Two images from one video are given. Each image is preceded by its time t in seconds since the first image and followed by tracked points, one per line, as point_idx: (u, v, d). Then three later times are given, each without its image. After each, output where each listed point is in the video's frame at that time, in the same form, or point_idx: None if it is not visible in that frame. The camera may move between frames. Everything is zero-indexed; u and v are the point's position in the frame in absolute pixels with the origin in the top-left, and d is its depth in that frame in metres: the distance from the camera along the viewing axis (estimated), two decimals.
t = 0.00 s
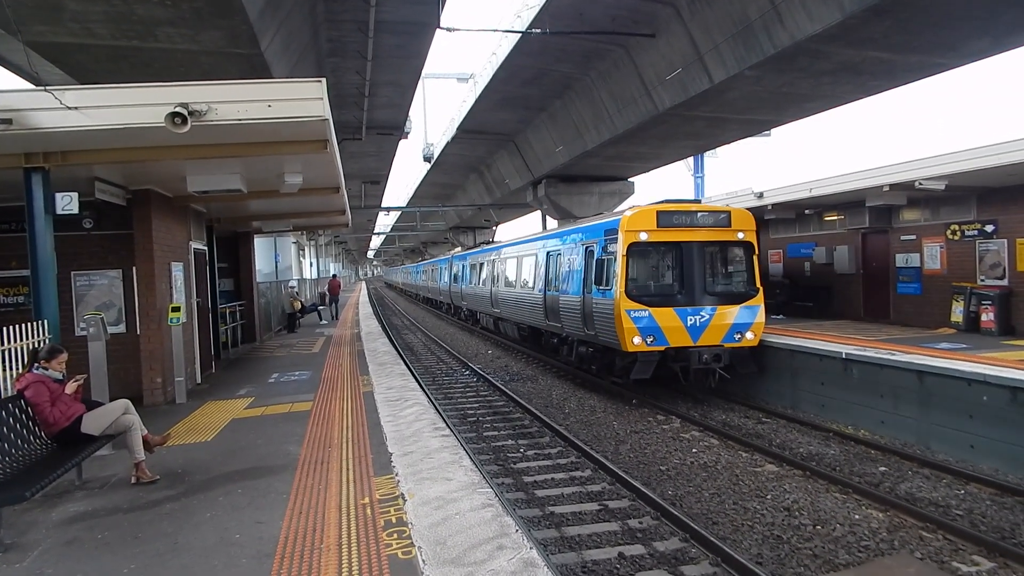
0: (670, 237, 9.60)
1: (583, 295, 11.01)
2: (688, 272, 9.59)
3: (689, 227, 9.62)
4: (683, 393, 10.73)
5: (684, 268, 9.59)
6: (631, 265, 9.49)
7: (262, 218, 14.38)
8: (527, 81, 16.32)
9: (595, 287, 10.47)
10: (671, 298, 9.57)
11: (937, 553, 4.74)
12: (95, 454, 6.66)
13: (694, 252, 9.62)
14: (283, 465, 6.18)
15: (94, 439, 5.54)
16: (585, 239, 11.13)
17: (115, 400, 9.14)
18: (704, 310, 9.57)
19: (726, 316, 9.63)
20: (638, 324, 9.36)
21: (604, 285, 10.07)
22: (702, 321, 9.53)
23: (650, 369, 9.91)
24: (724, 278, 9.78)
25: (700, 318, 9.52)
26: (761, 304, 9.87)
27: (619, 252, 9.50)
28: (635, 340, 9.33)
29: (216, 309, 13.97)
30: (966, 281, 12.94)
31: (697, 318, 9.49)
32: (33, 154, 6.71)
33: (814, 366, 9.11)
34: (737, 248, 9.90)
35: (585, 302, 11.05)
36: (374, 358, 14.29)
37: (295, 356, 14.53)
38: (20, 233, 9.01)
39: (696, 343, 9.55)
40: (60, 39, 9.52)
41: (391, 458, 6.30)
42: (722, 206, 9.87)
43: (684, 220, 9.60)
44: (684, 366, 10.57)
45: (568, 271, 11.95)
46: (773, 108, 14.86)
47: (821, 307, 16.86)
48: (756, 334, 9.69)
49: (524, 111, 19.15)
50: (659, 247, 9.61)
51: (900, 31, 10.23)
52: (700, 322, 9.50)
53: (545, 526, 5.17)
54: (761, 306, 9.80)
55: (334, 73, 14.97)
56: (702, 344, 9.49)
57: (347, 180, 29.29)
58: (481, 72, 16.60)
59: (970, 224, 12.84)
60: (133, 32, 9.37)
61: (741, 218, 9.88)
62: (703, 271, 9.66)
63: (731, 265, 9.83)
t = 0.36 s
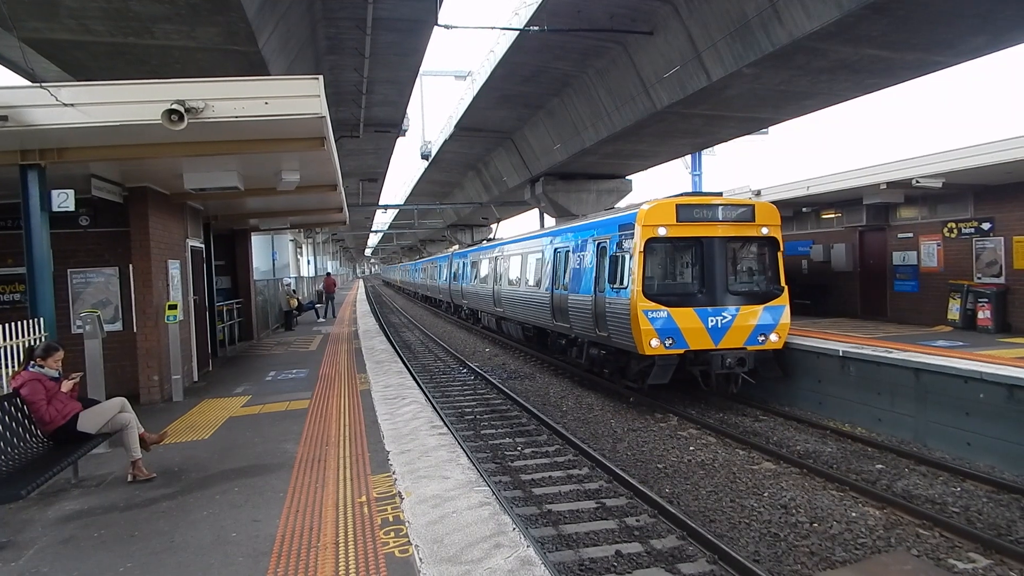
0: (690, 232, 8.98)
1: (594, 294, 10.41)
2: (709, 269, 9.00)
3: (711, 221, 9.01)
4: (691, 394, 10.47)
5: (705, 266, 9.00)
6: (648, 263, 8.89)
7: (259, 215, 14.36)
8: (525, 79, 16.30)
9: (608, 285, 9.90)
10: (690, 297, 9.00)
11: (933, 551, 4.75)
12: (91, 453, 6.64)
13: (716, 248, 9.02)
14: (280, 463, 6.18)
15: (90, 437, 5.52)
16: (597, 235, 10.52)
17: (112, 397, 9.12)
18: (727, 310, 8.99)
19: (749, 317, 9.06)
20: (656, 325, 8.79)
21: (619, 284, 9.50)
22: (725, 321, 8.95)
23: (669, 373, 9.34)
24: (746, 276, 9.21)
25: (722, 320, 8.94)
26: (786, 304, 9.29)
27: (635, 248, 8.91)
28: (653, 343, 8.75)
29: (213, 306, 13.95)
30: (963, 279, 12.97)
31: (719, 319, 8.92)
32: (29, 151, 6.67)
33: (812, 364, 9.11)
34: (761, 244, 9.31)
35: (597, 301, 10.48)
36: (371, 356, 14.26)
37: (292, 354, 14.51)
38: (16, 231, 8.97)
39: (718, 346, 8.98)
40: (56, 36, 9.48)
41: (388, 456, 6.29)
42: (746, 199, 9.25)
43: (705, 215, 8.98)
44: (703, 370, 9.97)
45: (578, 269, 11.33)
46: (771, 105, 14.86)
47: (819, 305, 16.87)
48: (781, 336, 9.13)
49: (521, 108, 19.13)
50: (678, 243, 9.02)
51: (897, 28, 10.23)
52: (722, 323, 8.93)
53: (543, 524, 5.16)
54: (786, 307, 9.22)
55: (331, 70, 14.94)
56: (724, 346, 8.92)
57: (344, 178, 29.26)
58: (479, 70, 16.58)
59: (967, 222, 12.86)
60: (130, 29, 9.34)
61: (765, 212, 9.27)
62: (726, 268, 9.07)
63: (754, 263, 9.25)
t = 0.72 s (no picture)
0: (707, 234, 8.49)
1: (602, 299, 9.85)
2: (727, 274, 8.52)
3: (728, 223, 8.52)
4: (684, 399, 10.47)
5: (723, 271, 8.51)
6: (663, 266, 8.38)
7: (251, 217, 14.31)
8: (519, 82, 16.32)
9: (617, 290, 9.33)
10: (707, 303, 8.50)
11: (922, 556, 4.77)
12: (79, 454, 6.59)
13: (734, 251, 8.54)
14: (270, 465, 6.15)
15: (79, 439, 5.49)
16: (607, 237, 9.95)
17: (101, 399, 9.05)
18: (745, 318, 8.52)
19: (768, 326, 8.58)
20: (671, 332, 8.27)
21: (630, 288, 8.96)
22: (742, 330, 8.47)
23: (683, 385, 8.79)
24: (765, 282, 8.74)
25: (739, 328, 8.46)
26: (806, 313, 8.82)
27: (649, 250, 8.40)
28: (667, 352, 8.23)
29: (204, 308, 13.89)
30: (952, 285, 13.09)
31: (736, 327, 8.43)
32: (20, 150, 6.62)
33: (804, 369, 9.14)
34: (780, 248, 8.83)
35: (604, 307, 9.91)
36: (362, 358, 14.21)
37: (284, 355, 14.46)
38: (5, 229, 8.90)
39: (735, 356, 8.47)
40: (48, 34, 9.42)
41: (379, 459, 6.27)
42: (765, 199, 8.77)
43: (722, 216, 8.50)
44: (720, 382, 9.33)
45: (585, 273, 10.77)
46: (764, 111, 14.93)
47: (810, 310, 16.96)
48: (800, 346, 8.64)
49: (515, 112, 19.16)
50: (694, 246, 8.52)
51: (889, 35, 10.31)
52: (739, 331, 8.45)
53: (533, 528, 5.16)
54: (806, 316, 8.76)
55: (325, 72, 14.92)
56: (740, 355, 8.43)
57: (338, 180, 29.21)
58: (474, 73, 16.59)
59: (956, 228, 12.95)
60: (123, 28, 9.29)
61: (786, 214, 8.79)
62: (745, 273, 8.59)
63: (774, 268, 8.78)
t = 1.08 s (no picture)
0: (731, 233, 7.88)
1: (615, 303, 9.31)
2: (752, 277, 7.92)
3: (753, 222, 7.90)
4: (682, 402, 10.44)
5: (747, 273, 7.92)
6: (682, 268, 7.82)
7: (248, 220, 14.29)
8: (516, 85, 16.35)
9: (632, 294, 8.80)
10: (730, 307, 7.92)
11: (920, 557, 4.77)
12: (75, 458, 6.56)
13: (759, 252, 7.93)
14: (268, 469, 6.13)
15: (75, 443, 5.48)
16: (620, 237, 9.42)
17: (97, 403, 9.03)
18: (771, 324, 7.93)
19: (795, 332, 8.00)
20: (691, 338, 7.72)
21: (646, 292, 8.40)
22: (768, 336, 7.90)
23: (704, 395, 8.21)
24: (793, 285, 8.13)
25: (764, 334, 7.90)
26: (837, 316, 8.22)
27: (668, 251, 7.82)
28: (688, 360, 7.67)
29: (201, 311, 13.88)
30: (949, 288, 13.13)
31: (761, 334, 7.86)
32: (16, 154, 6.61)
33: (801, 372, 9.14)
34: (808, 248, 8.23)
35: (617, 311, 9.37)
36: (359, 362, 14.20)
37: (281, 359, 14.45)
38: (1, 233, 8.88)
39: (760, 364, 7.92)
40: (44, 38, 9.40)
41: (377, 463, 6.26)
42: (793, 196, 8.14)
43: (747, 214, 7.89)
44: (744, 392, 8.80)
45: (595, 275, 10.28)
46: (761, 114, 14.97)
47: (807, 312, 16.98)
48: (829, 352, 8.08)
49: (512, 115, 19.18)
50: (717, 246, 7.92)
51: (885, 39, 10.34)
52: (763, 337, 7.88)
53: (531, 531, 5.14)
54: (836, 320, 8.16)
55: (322, 75, 14.92)
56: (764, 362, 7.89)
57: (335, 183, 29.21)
58: (471, 77, 16.58)
59: (953, 231, 12.98)
60: (119, 31, 9.27)
61: (814, 212, 8.18)
62: (770, 276, 7.99)
63: (802, 270, 8.17)
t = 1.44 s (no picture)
0: (756, 230, 7.43)
1: (629, 306, 8.89)
2: (778, 276, 7.48)
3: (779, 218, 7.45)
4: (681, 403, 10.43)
5: (773, 273, 7.48)
6: (705, 268, 7.36)
7: (246, 221, 14.27)
8: (514, 86, 16.35)
9: (647, 297, 8.37)
10: (756, 310, 7.47)
11: (916, 557, 4.78)
12: (71, 460, 6.55)
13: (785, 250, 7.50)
14: (264, 470, 6.12)
15: (71, 444, 5.46)
16: (634, 235, 9.00)
17: (94, 404, 9.02)
18: (799, 327, 7.47)
19: (824, 336, 7.53)
20: (714, 342, 7.23)
21: (663, 293, 7.99)
22: (796, 341, 7.44)
23: (728, 403, 7.71)
24: (820, 285, 7.69)
25: (791, 337, 7.43)
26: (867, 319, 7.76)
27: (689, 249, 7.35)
28: (711, 366, 7.19)
29: (199, 312, 13.87)
30: (945, 288, 13.18)
31: (788, 338, 7.40)
32: (11, 154, 6.58)
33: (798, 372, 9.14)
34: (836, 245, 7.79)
35: (630, 315, 8.95)
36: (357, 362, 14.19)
37: (279, 359, 14.44)
38: None
39: (787, 370, 7.45)
40: (40, 38, 9.37)
41: (373, 463, 6.25)
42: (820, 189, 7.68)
43: (772, 209, 7.43)
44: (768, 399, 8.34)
45: (608, 274, 9.90)
46: (758, 114, 14.98)
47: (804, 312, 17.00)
48: (859, 357, 7.62)
49: (510, 115, 19.18)
50: (741, 244, 7.47)
51: (882, 39, 10.35)
52: (790, 341, 7.42)
53: (528, 531, 5.14)
54: (867, 323, 7.70)
55: (320, 76, 14.91)
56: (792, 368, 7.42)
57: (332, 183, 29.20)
58: (468, 77, 16.56)
59: (949, 231, 13.02)
60: (116, 31, 9.25)
61: (843, 207, 7.72)
62: (797, 276, 7.55)
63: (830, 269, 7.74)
